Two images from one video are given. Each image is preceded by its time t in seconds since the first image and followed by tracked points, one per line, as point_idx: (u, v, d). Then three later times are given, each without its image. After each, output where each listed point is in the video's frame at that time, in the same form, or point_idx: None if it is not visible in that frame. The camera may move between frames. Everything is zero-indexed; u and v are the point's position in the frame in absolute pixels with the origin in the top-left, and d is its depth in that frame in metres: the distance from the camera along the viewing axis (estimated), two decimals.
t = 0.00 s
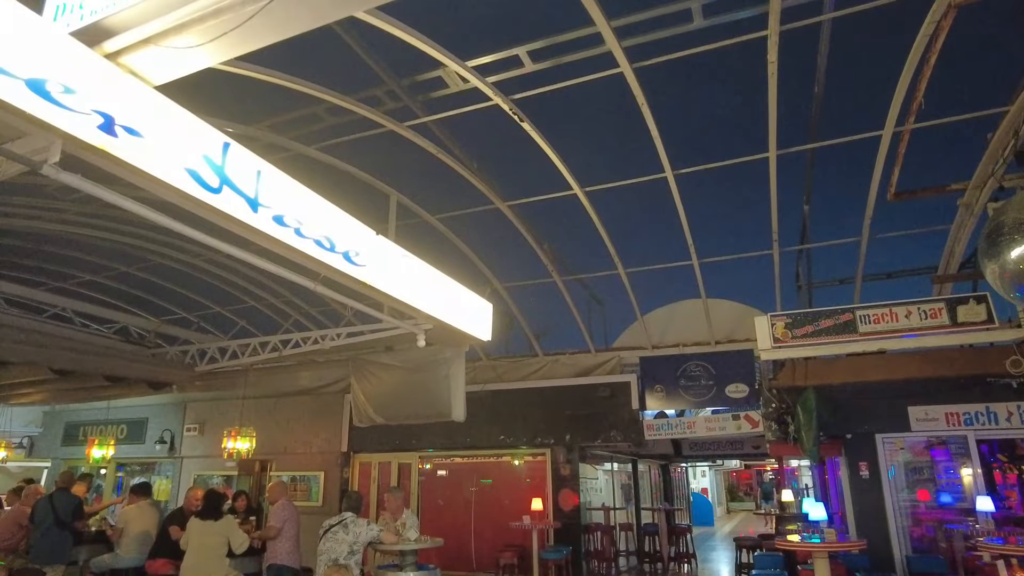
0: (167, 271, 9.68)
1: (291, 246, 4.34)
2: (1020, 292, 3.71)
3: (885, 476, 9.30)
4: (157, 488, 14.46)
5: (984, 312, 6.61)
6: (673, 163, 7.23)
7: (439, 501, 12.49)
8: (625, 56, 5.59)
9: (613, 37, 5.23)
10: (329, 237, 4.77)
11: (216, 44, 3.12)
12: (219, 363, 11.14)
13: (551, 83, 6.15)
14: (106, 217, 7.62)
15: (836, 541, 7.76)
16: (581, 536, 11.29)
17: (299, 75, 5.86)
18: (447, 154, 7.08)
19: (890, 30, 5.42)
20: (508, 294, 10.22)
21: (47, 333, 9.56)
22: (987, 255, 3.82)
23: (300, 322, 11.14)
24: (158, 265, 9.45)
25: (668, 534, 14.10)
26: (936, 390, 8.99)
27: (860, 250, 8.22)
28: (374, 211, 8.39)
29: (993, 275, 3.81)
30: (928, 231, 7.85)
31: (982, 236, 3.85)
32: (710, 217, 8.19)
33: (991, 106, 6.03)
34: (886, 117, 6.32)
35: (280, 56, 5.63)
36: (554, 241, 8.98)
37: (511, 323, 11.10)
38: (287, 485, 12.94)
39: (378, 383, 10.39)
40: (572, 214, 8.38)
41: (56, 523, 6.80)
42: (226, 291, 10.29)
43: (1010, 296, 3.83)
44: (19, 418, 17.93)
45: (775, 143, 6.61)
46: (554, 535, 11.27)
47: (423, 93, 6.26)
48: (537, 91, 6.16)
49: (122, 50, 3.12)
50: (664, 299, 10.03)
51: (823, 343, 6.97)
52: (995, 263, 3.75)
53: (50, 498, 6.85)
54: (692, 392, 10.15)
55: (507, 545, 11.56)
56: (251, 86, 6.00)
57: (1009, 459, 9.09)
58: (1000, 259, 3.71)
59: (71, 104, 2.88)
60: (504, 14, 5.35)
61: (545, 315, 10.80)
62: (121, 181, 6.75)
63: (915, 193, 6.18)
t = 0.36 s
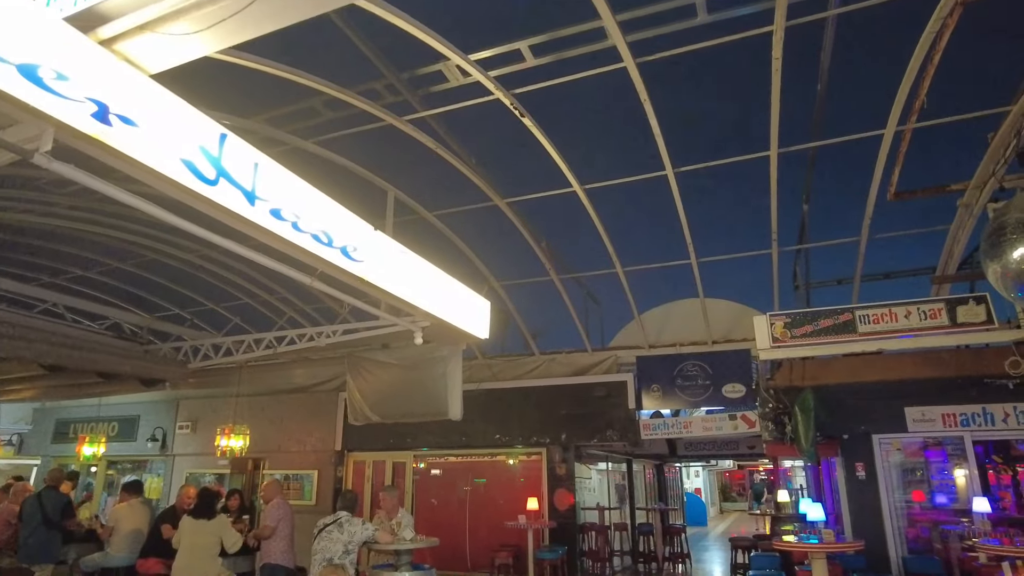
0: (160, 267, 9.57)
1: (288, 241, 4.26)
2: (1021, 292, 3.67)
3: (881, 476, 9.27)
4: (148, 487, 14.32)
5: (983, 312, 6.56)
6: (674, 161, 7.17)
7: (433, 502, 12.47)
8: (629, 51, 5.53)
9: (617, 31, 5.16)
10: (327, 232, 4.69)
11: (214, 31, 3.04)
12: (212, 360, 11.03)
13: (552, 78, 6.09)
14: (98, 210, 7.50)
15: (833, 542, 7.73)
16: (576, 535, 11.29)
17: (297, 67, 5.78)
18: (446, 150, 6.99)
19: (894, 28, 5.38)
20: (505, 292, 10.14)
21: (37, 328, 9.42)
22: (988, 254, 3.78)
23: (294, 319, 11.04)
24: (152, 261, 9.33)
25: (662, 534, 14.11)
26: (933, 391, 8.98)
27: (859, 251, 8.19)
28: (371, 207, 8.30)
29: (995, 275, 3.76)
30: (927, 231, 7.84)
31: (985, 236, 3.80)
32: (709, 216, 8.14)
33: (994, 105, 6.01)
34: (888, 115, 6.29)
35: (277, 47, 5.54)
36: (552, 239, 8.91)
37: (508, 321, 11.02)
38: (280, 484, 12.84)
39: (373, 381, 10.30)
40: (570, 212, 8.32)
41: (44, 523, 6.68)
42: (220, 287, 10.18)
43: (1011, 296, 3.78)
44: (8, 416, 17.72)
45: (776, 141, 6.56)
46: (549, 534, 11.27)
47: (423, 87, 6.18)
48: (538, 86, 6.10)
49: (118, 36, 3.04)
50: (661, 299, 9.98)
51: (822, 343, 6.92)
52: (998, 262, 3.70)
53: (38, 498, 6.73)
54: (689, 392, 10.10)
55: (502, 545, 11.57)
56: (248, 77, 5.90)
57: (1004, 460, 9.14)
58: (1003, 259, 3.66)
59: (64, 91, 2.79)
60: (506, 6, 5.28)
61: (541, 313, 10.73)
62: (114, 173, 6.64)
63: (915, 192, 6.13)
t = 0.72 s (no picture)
0: (126, 258, 9.32)
1: (262, 235, 4.18)
2: (981, 302, 3.80)
3: (843, 480, 9.50)
4: (107, 484, 13.93)
5: (944, 321, 6.73)
6: (651, 165, 7.24)
7: (401, 502, 12.34)
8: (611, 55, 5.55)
9: (600, 34, 5.18)
10: (301, 227, 4.61)
11: (190, 19, 2.96)
12: (178, 355, 10.78)
13: (533, 79, 6.10)
14: (63, 198, 7.27)
15: (798, 544, 7.88)
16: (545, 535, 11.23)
17: (275, 58, 5.68)
18: (424, 147, 6.95)
19: (868, 42, 5.52)
20: (479, 292, 10.12)
21: None
22: (952, 265, 3.89)
23: (264, 315, 10.86)
24: (119, 252, 9.09)
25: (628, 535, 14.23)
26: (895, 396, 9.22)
27: (828, 259, 8.37)
28: (346, 203, 8.21)
29: (956, 285, 3.89)
30: (893, 241, 8.05)
31: (949, 247, 3.92)
32: (683, 221, 8.24)
33: (959, 121, 6.20)
34: (859, 127, 6.45)
35: (256, 37, 5.44)
36: (527, 239, 8.91)
37: (481, 321, 11.00)
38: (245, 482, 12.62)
39: (344, 379, 10.18)
40: (547, 213, 8.33)
41: None
42: (189, 281, 9.97)
43: (971, 306, 3.91)
44: None
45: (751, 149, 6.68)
46: (518, 534, 11.23)
47: (403, 83, 6.14)
48: (518, 86, 6.10)
49: (91, 20, 2.95)
50: (634, 301, 10.07)
51: (790, 348, 7.05)
52: (960, 273, 3.83)
53: None
54: (658, 394, 10.21)
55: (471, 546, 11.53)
56: (224, 67, 5.79)
57: (959, 464, 9.43)
58: (966, 270, 3.77)
59: (34, 74, 2.69)
60: (489, 5, 5.28)
61: (515, 313, 10.72)
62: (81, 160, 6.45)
63: (883, 203, 6.28)
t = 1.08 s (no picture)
0: (52, 239, 8.80)
1: (203, 223, 4.03)
2: (901, 320, 4.02)
3: (770, 485, 9.86)
4: (18, 478, 13.09)
5: (871, 337, 7.06)
6: (600, 173, 7.35)
7: (335, 502, 12.12)
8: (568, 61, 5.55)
9: (559, 39, 5.16)
10: (244, 216, 4.47)
11: None
12: (104, 343, 10.24)
13: (489, 79, 6.10)
14: None
15: (726, 548, 8.13)
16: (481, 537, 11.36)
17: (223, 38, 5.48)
18: (375, 141, 6.84)
19: (810, 66, 5.77)
20: (424, 290, 10.02)
21: None
22: (878, 283, 4.10)
23: (200, 305, 10.45)
24: (44, 232, 8.59)
25: (563, 537, 14.38)
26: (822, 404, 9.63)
27: (764, 273, 8.69)
28: (292, 193, 8.00)
29: (881, 303, 4.10)
30: (825, 258, 8.43)
31: (876, 266, 4.13)
32: (629, 229, 8.40)
33: (890, 147, 6.55)
34: (798, 148, 6.72)
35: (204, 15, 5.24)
36: (475, 239, 8.89)
37: (426, 320, 10.91)
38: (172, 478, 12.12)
39: (281, 374, 9.92)
40: (496, 214, 8.34)
41: None
42: (120, 266, 9.49)
43: (893, 323, 4.14)
44: None
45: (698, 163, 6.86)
46: (453, 535, 11.27)
47: (356, 75, 6.03)
48: (473, 86, 6.08)
49: None
50: (578, 306, 10.19)
51: (725, 358, 7.29)
52: (885, 292, 4.03)
53: None
54: (597, 398, 10.37)
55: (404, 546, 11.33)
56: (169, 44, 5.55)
57: (876, 472, 10.15)
58: (890, 289, 3.99)
59: None
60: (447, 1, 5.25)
61: (459, 313, 10.68)
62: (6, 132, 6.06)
63: (818, 221, 6.55)
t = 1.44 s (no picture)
0: None
1: (128, 203, 3.83)
2: (820, 333, 4.24)
3: (693, 488, 10.17)
4: None
5: (792, 348, 7.41)
6: (543, 176, 7.42)
7: (258, 499, 12.09)
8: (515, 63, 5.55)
9: (507, 41, 5.15)
10: (172, 198, 4.27)
11: None
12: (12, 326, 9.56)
13: (436, 75, 6.06)
14: None
15: (648, 549, 8.34)
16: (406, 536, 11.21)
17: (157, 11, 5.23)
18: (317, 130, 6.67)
19: (747, 86, 6.00)
20: (360, 285, 9.84)
21: None
22: (801, 297, 4.30)
23: (121, 289, 9.90)
24: None
25: (490, 537, 14.41)
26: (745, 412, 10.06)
27: (695, 283, 8.97)
28: (227, 178, 7.71)
29: (803, 317, 4.30)
30: (753, 271, 8.79)
31: (799, 281, 4.33)
32: (569, 233, 8.52)
33: (816, 169, 6.89)
34: (733, 163, 6.98)
35: None
36: (415, 236, 8.80)
37: (360, 315, 10.72)
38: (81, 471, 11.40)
39: (206, 365, 9.56)
40: (437, 211, 8.28)
41: None
42: (33, 245, 8.88)
43: (812, 336, 4.35)
44: None
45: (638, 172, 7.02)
46: (379, 535, 11.07)
47: (299, 60, 5.86)
48: (419, 81, 6.01)
49: None
50: (516, 307, 10.26)
51: (654, 363, 7.49)
52: (807, 305, 4.23)
53: None
54: (531, 399, 10.47)
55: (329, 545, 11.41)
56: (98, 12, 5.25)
57: (791, 478, 10.50)
58: (811, 303, 4.19)
59: None
60: None
61: (396, 309, 10.55)
62: None
63: (749, 236, 6.88)
